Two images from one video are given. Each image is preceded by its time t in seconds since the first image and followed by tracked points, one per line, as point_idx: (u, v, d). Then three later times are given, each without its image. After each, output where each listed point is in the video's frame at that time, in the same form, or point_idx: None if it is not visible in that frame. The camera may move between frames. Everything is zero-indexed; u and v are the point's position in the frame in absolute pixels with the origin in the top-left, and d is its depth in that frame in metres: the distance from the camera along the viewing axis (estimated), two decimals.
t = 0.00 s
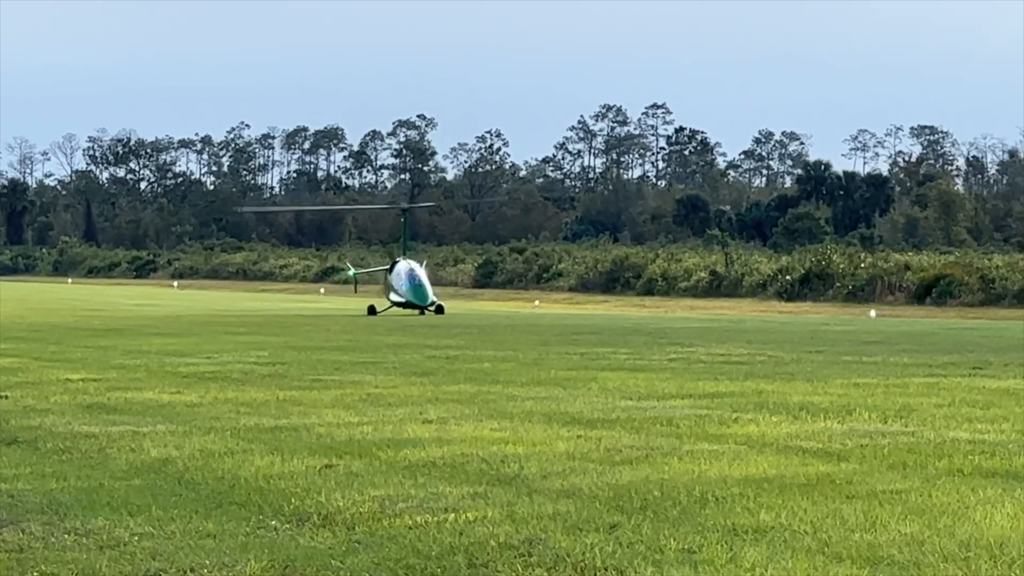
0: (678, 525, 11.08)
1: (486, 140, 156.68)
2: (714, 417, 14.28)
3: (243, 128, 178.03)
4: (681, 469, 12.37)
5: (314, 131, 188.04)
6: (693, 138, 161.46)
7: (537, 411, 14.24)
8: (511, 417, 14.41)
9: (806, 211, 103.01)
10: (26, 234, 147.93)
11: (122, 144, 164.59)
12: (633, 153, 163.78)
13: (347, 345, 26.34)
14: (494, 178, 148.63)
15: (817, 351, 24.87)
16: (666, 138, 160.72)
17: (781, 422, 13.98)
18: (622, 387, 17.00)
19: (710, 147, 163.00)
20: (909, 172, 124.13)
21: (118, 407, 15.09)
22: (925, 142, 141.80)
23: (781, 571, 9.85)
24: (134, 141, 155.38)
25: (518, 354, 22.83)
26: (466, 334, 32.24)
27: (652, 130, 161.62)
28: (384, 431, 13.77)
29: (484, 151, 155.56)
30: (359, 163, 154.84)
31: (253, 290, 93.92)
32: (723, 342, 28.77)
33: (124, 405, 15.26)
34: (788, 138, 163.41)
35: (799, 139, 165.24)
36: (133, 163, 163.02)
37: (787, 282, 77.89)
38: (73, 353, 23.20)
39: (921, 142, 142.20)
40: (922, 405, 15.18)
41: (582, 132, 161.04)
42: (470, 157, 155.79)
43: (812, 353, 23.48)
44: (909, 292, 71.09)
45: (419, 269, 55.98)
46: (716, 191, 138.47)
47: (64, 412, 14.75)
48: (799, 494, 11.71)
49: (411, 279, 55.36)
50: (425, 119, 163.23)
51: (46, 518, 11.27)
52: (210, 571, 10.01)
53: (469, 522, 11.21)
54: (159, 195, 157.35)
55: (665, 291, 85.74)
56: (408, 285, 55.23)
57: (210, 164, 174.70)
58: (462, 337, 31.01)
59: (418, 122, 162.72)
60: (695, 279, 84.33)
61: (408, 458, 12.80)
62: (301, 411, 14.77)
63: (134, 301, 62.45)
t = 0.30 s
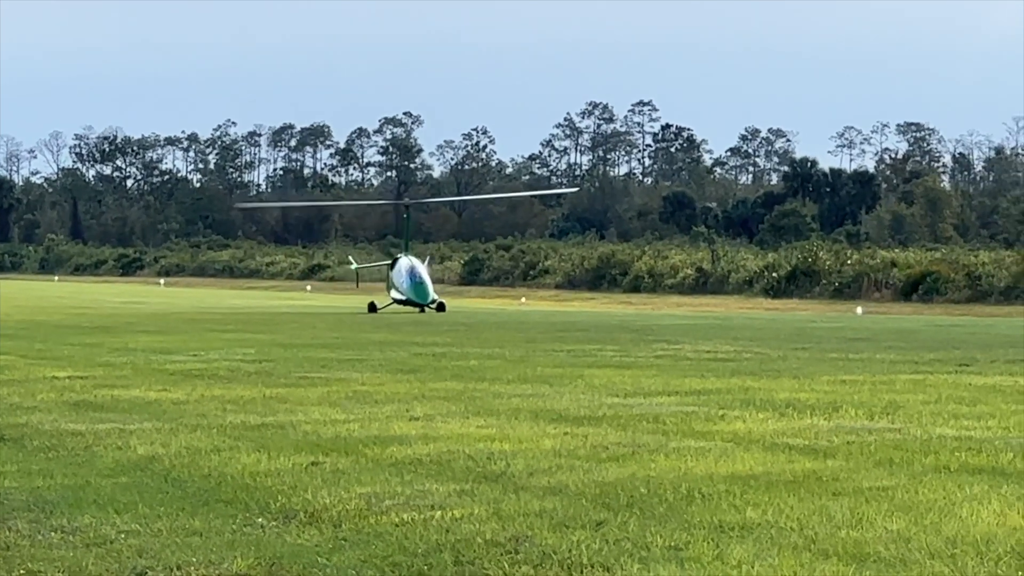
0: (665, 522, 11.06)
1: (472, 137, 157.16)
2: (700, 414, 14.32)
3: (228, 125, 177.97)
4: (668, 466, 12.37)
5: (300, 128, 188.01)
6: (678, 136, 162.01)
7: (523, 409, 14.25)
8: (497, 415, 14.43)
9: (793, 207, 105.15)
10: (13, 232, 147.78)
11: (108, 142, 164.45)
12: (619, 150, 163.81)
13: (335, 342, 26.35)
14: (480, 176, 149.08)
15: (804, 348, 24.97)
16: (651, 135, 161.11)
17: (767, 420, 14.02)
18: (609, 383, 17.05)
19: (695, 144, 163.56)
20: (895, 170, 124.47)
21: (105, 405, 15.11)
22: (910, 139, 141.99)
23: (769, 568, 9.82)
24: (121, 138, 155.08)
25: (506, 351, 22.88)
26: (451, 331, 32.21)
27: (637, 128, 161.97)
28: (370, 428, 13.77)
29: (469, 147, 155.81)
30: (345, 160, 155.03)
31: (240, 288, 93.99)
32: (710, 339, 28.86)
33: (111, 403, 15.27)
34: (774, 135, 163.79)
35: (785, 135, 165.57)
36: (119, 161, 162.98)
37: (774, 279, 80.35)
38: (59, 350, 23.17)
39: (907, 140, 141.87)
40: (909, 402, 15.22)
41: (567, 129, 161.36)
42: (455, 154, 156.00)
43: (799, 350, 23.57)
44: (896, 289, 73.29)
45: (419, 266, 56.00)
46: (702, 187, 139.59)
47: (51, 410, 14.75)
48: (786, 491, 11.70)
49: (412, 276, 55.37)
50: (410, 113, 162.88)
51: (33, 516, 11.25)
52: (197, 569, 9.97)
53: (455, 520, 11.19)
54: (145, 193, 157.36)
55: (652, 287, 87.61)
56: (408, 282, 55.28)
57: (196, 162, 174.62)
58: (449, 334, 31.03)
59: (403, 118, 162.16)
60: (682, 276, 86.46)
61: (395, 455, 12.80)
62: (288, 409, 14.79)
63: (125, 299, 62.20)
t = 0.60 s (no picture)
0: (650, 521, 11.03)
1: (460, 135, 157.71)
2: (686, 412, 14.35)
3: (215, 122, 177.98)
4: (654, 464, 12.37)
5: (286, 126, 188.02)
6: (665, 134, 162.18)
7: (508, 407, 14.28)
8: (483, 413, 14.47)
9: (780, 206, 106.32)
10: None
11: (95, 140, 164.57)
12: (605, 149, 163.51)
13: (322, 341, 26.35)
14: (466, 174, 149.58)
15: (793, 346, 25.01)
16: (638, 133, 161.31)
17: (753, 418, 14.05)
18: (595, 382, 17.13)
19: (682, 142, 163.81)
20: (882, 167, 125.62)
21: (91, 404, 15.14)
22: (897, 137, 141.72)
23: (754, 566, 9.78)
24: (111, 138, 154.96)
25: (493, 349, 22.92)
26: (438, 330, 32.22)
27: (624, 126, 162.08)
28: (356, 426, 13.80)
29: (456, 145, 156.04)
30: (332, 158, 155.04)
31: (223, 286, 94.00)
32: (695, 336, 28.91)
33: (97, 401, 15.30)
34: (761, 134, 164.11)
35: (773, 134, 165.91)
36: (106, 159, 163.22)
37: (760, 277, 81.52)
38: (47, 349, 23.15)
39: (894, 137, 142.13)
40: (894, 400, 15.27)
41: (553, 126, 161.47)
42: (442, 152, 156.27)
43: (787, 349, 23.64)
44: (882, 287, 74.52)
45: (419, 265, 56.01)
46: (688, 186, 140.32)
47: (37, 409, 14.78)
48: (772, 489, 11.69)
49: (412, 275, 55.42)
50: (397, 114, 163.45)
51: (19, 514, 11.23)
52: (184, 567, 9.95)
53: (441, 518, 11.17)
54: (131, 191, 157.63)
55: (638, 285, 88.55)
56: (408, 281, 55.32)
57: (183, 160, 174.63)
58: (433, 332, 31.04)
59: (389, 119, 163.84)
60: (668, 274, 87.51)
61: (381, 454, 12.80)
62: (274, 407, 14.83)
63: (117, 297, 62.07)
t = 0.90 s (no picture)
0: (636, 522, 11.00)
1: (446, 136, 157.83)
2: (673, 413, 14.38)
3: (202, 124, 177.90)
4: (640, 466, 12.37)
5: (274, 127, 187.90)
6: (651, 135, 162.05)
7: (495, 409, 14.30)
8: (470, 414, 14.49)
9: (766, 207, 106.71)
10: None
11: (81, 142, 164.48)
12: (592, 150, 163.18)
13: (309, 341, 26.34)
14: (452, 174, 149.73)
15: (779, 347, 25.06)
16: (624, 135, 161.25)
17: (740, 419, 14.07)
18: (582, 383, 17.15)
19: (669, 143, 163.89)
20: (869, 168, 125.91)
21: (78, 405, 15.14)
22: (884, 138, 141.42)
23: (740, 567, 9.73)
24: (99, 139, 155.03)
25: (481, 350, 22.92)
26: (426, 330, 32.24)
27: (611, 127, 162.03)
28: (343, 427, 13.82)
29: (442, 146, 156.06)
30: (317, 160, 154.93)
31: (209, 288, 93.91)
32: (682, 337, 28.94)
33: (83, 402, 15.30)
34: (748, 136, 164.28)
35: (760, 135, 166.18)
36: (92, 161, 163.20)
37: (747, 278, 81.82)
38: (32, 350, 23.13)
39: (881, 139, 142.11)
40: (881, 400, 15.31)
41: (539, 128, 161.32)
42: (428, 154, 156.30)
43: (774, 349, 23.69)
44: (869, 288, 75.03)
45: (419, 266, 55.94)
46: (674, 188, 140.59)
47: (24, 410, 14.77)
48: (758, 490, 11.68)
49: (411, 276, 55.35)
50: (382, 114, 163.31)
51: (5, 515, 11.20)
52: (170, 568, 9.90)
53: (428, 519, 11.14)
54: (117, 193, 157.65)
55: (625, 286, 88.82)
56: (407, 282, 55.29)
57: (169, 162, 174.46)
58: (420, 333, 31.03)
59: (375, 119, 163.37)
60: (654, 275, 87.81)
61: (367, 456, 12.81)
62: (261, 408, 14.85)
63: (105, 299, 61.92)
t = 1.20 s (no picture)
0: (625, 526, 10.94)
1: (434, 140, 158.18)
2: (660, 419, 14.43)
3: (191, 129, 177.84)
4: (628, 471, 12.37)
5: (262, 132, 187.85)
6: (639, 140, 161.93)
7: (483, 414, 14.33)
8: (458, 419, 14.52)
9: (754, 212, 106.90)
10: None
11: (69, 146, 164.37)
12: (580, 154, 163.34)
13: (297, 346, 26.32)
14: (441, 179, 149.86)
15: (765, 351, 25.10)
16: (612, 140, 161.23)
17: (727, 423, 14.12)
18: (570, 388, 17.22)
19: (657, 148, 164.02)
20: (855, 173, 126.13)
21: (65, 410, 15.15)
22: (871, 142, 141.57)
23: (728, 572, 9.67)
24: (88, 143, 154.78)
25: (468, 355, 22.96)
26: (412, 335, 32.26)
27: (599, 132, 162.11)
28: (331, 432, 13.84)
29: (431, 151, 156.14)
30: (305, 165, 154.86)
31: (196, 292, 93.85)
32: (669, 342, 28.98)
33: (71, 408, 15.31)
34: (736, 140, 164.61)
35: (748, 139, 166.63)
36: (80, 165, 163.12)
37: (735, 283, 81.92)
38: (20, 355, 23.09)
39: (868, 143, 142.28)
40: (868, 405, 15.36)
41: (527, 133, 161.26)
42: (418, 159, 156.41)
43: (761, 353, 23.73)
44: (857, 292, 75.33)
45: (418, 271, 55.94)
46: (662, 193, 140.76)
47: (11, 415, 14.79)
48: (747, 495, 11.66)
49: (410, 281, 55.36)
50: (370, 119, 163.51)
51: None
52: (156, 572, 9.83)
53: (416, 524, 11.10)
54: (105, 197, 157.56)
55: (613, 291, 88.89)
56: (405, 286, 55.27)
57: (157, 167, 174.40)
58: (408, 338, 31.05)
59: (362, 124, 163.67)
60: (642, 280, 87.85)
61: (355, 460, 12.82)
62: (249, 414, 14.87)
63: (95, 303, 61.80)
